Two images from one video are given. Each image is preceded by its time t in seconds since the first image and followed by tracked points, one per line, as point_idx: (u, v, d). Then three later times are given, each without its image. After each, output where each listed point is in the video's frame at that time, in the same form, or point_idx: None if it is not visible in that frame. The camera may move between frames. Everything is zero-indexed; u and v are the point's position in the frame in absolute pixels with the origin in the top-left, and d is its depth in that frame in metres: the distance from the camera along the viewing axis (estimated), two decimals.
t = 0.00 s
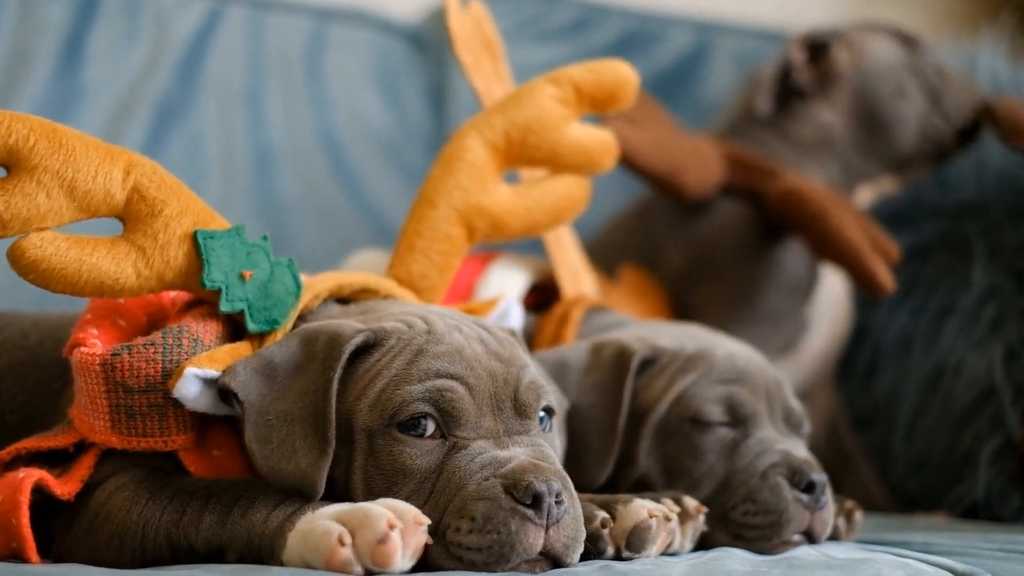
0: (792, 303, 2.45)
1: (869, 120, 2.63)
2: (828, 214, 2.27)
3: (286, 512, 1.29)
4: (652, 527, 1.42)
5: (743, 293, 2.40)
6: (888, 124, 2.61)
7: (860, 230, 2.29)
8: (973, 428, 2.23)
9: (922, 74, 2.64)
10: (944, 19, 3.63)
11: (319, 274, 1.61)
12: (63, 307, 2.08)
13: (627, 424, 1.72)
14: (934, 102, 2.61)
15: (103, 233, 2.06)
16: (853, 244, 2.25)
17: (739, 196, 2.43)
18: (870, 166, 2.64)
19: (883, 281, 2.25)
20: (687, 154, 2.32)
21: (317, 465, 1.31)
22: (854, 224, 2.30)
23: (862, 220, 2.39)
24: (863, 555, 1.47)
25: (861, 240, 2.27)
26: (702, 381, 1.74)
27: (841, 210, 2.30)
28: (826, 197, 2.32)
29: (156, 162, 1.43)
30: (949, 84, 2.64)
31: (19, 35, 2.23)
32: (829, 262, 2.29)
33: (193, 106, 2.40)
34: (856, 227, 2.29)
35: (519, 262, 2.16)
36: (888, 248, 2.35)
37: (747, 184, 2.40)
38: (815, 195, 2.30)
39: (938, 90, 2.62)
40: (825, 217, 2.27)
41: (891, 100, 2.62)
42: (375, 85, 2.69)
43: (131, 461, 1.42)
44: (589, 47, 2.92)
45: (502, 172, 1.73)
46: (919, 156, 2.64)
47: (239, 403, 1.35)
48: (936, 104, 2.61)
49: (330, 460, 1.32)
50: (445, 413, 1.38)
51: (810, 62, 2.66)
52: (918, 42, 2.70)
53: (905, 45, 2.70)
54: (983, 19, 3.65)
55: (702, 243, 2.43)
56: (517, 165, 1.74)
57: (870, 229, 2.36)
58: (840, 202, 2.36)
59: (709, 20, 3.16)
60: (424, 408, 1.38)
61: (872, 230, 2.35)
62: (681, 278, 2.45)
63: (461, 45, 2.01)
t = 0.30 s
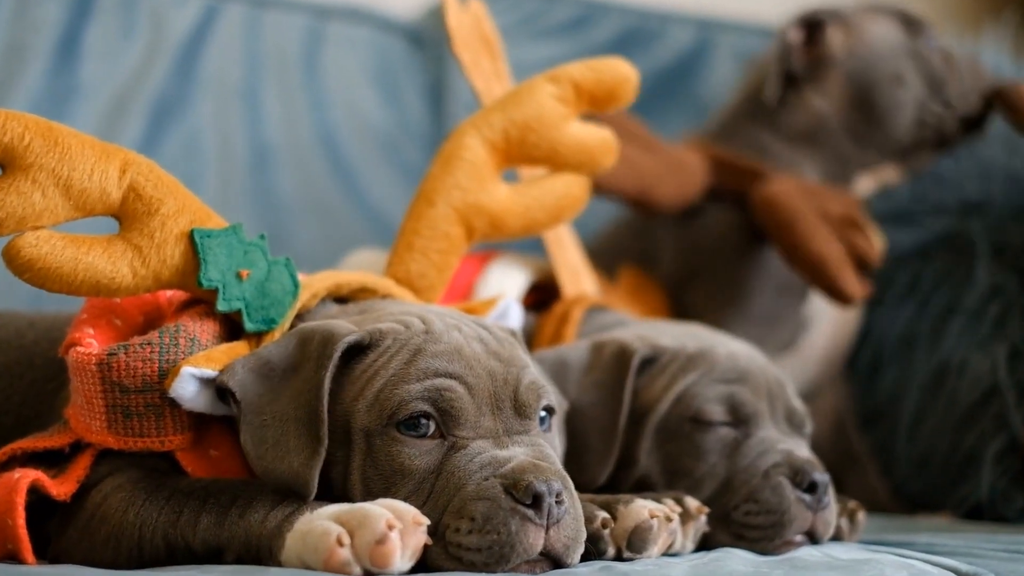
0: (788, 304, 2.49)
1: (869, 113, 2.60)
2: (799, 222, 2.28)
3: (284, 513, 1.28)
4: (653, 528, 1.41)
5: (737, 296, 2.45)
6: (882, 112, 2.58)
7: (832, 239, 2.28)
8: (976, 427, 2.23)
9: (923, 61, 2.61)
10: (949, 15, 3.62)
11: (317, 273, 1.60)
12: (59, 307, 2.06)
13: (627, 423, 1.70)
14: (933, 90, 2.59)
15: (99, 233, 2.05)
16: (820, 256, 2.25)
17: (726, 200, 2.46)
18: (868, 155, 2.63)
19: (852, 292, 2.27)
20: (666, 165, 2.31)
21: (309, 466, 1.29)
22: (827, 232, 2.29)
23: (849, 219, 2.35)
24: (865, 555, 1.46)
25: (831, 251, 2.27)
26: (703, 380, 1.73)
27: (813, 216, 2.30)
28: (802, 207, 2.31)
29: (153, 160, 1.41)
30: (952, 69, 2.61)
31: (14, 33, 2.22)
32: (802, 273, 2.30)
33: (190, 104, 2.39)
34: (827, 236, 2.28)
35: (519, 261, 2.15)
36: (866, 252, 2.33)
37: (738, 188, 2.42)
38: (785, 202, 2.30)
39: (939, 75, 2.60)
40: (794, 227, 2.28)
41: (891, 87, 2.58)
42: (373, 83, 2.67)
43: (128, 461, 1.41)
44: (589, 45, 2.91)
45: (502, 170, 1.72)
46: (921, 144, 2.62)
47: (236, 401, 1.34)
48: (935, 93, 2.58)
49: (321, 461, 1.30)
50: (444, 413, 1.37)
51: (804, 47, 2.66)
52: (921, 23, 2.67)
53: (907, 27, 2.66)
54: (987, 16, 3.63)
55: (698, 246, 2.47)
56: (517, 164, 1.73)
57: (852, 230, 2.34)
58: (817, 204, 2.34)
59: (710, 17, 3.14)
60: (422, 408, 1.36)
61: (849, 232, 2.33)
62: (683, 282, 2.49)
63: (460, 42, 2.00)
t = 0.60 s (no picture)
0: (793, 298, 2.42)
1: (852, 100, 2.56)
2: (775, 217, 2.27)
3: (282, 515, 1.26)
4: (655, 530, 1.40)
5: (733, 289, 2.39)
6: (863, 97, 2.54)
7: (808, 231, 2.27)
8: (980, 428, 2.22)
9: (902, 39, 2.57)
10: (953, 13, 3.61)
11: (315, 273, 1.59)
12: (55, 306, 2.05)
13: (628, 424, 1.69)
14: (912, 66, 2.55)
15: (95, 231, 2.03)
16: (796, 249, 2.24)
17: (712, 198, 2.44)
18: (852, 141, 2.59)
19: (831, 284, 2.27)
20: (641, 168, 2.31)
21: (302, 467, 1.28)
22: (804, 225, 2.28)
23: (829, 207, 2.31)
24: (869, 558, 1.45)
25: (808, 244, 2.26)
26: (705, 380, 1.72)
27: (789, 210, 2.29)
28: (781, 199, 2.30)
29: (150, 159, 1.40)
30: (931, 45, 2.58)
31: (10, 31, 2.21)
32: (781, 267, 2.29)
33: (188, 101, 2.38)
34: (802, 229, 2.27)
35: (519, 260, 2.14)
36: (848, 240, 2.29)
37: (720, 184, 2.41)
38: (758, 198, 2.29)
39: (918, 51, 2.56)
40: (768, 224, 2.27)
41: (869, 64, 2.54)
42: (372, 80, 2.66)
43: (125, 462, 1.40)
44: (590, 43, 2.90)
45: (502, 168, 1.71)
46: (907, 123, 2.58)
47: (232, 403, 1.33)
48: (916, 70, 2.55)
49: (310, 464, 1.29)
50: (445, 414, 1.36)
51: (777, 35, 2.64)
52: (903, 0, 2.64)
53: (887, 9, 2.63)
54: (991, 14, 3.62)
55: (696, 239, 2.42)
56: (517, 162, 1.72)
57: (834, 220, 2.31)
58: (796, 196, 2.32)
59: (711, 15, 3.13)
60: (422, 409, 1.35)
61: (829, 222, 2.30)
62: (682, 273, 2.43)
63: (460, 40, 1.98)
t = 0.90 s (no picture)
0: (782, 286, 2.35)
1: (833, 84, 2.39)
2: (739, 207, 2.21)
3: (278, 514, 1.25)
4: (654, 528, 1.39)
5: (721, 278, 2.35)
6: (845, 82, 2.38)
7: (766, 225, 2.20)
8: (983, 426, 2.21)
9: (890, 23, 2.39)
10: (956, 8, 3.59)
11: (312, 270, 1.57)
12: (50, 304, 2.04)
13: (627, 423, 1.68)
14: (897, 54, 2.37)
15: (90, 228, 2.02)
16: (749, 244, 2.17)
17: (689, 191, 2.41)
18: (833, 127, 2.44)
19: (781, 279, 2.18)
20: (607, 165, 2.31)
21: (297, 467, 1.26)
22: (761, 219, 2.21)
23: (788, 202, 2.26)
24: (870, 556, 1.43)
25: (762, 237, 2.19)
26: (705, 378, 1.71)
27: (747, 206, 2.22)
28: (740, 196, 2.23)
29: (145, 156, 1.39)
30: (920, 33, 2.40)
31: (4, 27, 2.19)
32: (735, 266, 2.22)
33: (183, 97, 2.36)
34: (760, 223, 2.20)
35: (517, 257, 2.12)
36: (807, 231, 2.22)
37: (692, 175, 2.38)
38: (716, 195, 2.23)
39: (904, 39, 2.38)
40: (725, 219, 2.20)
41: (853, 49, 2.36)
42: (369, 76, 2.65)
43: (120, 461, 1.38)
44: (589, 38, 2.88)
45: (500, 165, 1.70)
46: (891, 113, 2.41)
47: (226, 401, 1.31)
48: (903, 58, 2.37)
49: (309, 462, 1.28)
50: (443, 411, 1.34)
51: (759, 11, 2.48)
52: None
53: None
54: (994, 8, 3.61)
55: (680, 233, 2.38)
56: (515, 158, 1.70)
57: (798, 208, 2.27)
58: (753, 193, 2.25)
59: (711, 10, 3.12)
60: (421, 406, 1.34)
61: (787, 213, 2.23)
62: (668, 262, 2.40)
63: (458, 36, 1.97)
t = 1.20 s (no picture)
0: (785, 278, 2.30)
1: (836, 81, 2.37)
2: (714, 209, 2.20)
3: (278, 512, 1.24)
4: (657, 526, 1.38)
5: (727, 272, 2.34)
6: (848, 78, 2.36)
7: (732, 232, 2.19)
8: (987, 424, 2.22)
9: (896, 17, 2.37)
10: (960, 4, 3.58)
11: (312, 267, 1.56)
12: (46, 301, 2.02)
13: (629, 421, 1.67)
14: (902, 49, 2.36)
15: (89, 224, 2.00)
16: (710, 250, 2.16)
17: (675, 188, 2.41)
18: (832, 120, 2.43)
19: (735, 286, 2.16)
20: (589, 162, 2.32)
21: (301, 465, 1.26)
22: (726, 225, 2.20)
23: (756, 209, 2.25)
24: (874, 555, 1.42)
25: (725, 245, 2.17)
26: (707, 376, 1.70)
27: (715, 212, 2.19)
28: (710, 201, 2.20)
29: (144, 151, 1.38)
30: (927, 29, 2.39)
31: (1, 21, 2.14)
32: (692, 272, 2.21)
33: (181, 93, 2.34)
34: (725, 229, 2.18)
35: (517, 254, 2.11)
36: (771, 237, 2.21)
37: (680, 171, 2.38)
38: (686, 197, 2.21)
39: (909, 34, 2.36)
40: (692, 221, 2.18)
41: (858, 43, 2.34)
42: (368, 71, 2.67)
43: (119, 459, 1.37)
44: (590, 33, 2.88)
45: (501, 161, 1.69)
46: (893, 109, 2.40)
47: (225, 398, 1.30)
48: (906, 54, 2.36)
49: (315, 459, 1.27)
50: (445, 408, 1.34)
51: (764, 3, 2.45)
52: None
53: None
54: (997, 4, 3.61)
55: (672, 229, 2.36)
56: (516, 154, 1.69)
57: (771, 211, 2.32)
58: (725, 197, 2.23)
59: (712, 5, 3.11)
60: (422, 403, 1.33)
61: (754, 220, 2.23)
62: (662, 259, 2.37)
63: (459, 30, 1.96)
